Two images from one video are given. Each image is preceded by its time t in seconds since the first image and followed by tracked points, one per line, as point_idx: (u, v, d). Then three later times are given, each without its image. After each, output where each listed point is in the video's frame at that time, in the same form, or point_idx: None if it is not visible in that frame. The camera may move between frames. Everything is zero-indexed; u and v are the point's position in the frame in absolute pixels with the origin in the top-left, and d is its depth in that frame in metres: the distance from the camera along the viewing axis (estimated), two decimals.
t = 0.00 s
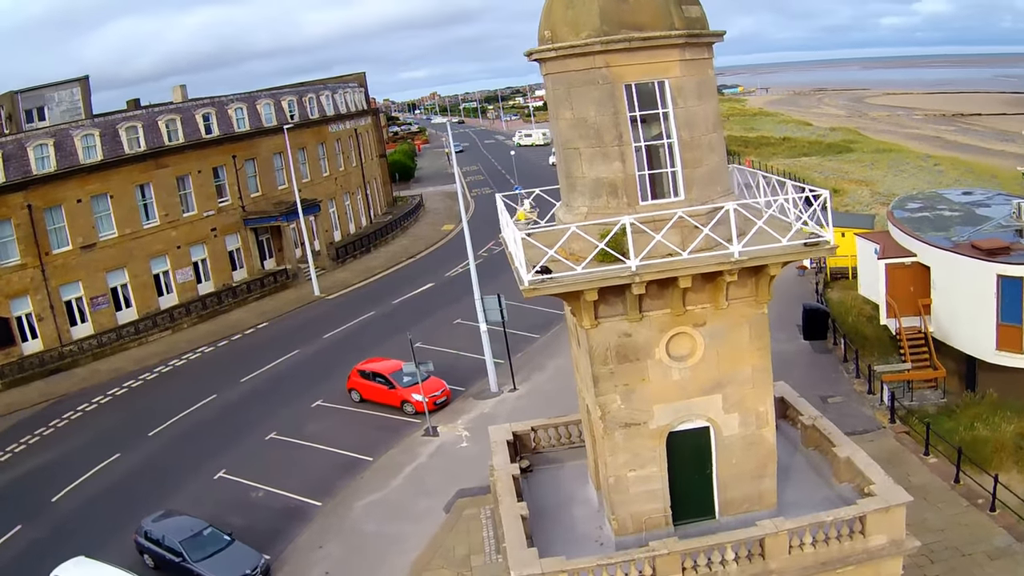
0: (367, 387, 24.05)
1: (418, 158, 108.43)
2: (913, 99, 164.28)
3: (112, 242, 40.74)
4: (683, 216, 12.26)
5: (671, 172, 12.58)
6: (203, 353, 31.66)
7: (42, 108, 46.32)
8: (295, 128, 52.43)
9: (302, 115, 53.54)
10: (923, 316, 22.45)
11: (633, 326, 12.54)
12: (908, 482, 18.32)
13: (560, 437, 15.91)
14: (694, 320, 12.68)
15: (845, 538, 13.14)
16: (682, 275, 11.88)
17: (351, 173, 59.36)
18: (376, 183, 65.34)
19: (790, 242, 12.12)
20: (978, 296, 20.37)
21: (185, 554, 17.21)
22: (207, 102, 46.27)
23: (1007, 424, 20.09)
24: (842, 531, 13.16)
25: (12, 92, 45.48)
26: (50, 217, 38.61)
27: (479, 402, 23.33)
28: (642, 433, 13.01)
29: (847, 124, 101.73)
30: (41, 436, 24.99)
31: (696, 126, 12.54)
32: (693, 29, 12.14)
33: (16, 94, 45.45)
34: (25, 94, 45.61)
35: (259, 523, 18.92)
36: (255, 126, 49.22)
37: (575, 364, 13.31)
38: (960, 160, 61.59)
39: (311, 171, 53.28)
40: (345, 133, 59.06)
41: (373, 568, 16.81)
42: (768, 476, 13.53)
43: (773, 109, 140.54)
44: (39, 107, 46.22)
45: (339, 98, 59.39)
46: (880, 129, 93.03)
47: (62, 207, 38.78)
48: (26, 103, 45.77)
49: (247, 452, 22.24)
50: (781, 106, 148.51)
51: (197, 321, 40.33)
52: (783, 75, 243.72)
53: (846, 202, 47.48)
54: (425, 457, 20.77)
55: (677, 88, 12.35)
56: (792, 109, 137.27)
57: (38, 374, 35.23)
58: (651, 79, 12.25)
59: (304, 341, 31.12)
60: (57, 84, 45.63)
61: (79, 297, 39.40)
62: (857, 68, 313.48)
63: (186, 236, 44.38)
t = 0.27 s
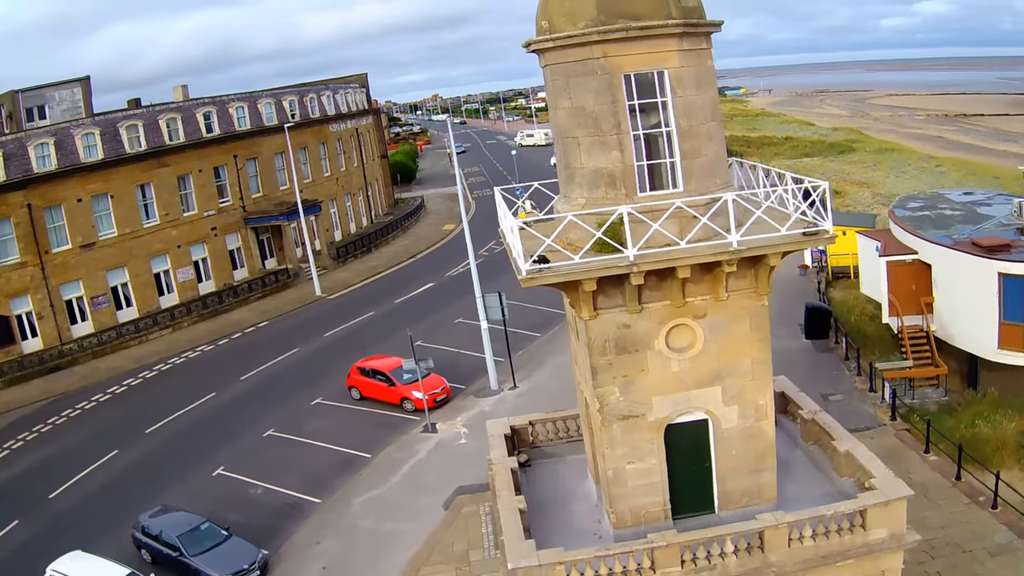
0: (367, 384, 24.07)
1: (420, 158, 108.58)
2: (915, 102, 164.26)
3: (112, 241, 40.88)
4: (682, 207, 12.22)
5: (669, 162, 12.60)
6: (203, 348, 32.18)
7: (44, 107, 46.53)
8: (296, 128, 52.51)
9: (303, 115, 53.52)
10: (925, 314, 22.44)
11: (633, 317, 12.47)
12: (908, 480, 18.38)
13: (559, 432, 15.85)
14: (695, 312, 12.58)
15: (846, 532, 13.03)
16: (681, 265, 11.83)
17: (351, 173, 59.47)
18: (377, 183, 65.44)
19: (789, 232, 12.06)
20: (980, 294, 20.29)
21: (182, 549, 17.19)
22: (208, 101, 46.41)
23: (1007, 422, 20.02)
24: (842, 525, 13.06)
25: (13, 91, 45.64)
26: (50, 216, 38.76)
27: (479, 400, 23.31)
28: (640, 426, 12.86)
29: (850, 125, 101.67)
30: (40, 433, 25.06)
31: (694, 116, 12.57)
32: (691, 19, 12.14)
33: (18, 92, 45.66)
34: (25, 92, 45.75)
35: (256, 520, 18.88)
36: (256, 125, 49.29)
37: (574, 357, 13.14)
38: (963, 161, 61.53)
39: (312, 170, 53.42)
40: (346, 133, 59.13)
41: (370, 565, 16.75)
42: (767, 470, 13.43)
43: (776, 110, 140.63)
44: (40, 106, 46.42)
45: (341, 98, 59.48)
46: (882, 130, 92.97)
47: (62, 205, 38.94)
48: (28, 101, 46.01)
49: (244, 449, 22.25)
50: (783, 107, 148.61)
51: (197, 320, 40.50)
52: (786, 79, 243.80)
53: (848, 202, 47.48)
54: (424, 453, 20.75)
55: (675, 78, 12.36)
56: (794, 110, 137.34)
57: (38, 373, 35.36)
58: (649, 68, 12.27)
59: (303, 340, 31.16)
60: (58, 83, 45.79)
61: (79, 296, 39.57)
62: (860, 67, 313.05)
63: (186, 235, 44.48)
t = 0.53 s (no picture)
0: (365, 381, 24.10)
1: (422, 159, 108.80)
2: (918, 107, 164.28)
3: (113, 239, 40.98)
4: (680, 195, 12.15)
5: (668, 153, 12.57)
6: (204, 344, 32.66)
7: (46, 105, 46.76)
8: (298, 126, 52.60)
9: (305, 113, 53.55)
10: (925, 313, 22.38)
11: (630, 309, 12.37)
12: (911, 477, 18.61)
13: (558, 427, 15.74)
14: (693, 303, 12.48)
15: (845, 526, 12.93)
16: (679, 255, 11.73)
17: (352, 172, 59.57)
18: (379, 182, 65.50)
19: (788, 222, 11.98)
20: (980, 291, 20.35)
21: (179, 545, 17.11)
22: (209, 99, 46.59)
23: (1008, 420, 20.12)
24: (841, 518, 12.96)
25: (15, 88, 45.88)
26: (51, 213, 38.86)
27: (478, 398, 23.31)
28: (638, 419, 12.76)
29: (852, 127, 101.63)
30: (39, 430, 25.10)
31: (694, 107, 12.53)
32: (691, 9, 12.11)
33: (20, 90, 45.90)
34: (27, 90, 46.08)
35: (254, 516, 18.82)
36: (258, 124, 49.36)
37: (572, 349, 13.04)
38: (965, 163, 61.45)
39: (314, 169, 53.59)
40: (348, 132, 59.21)
41: (367, 562, 16.65)
42: (767, 464, 13.30)
43: (778, 112, 140.71)
44: (42, 104, 46.67)
45: (342, 97, 59.54)
46: (884, 132, 92.93)
47: (63, 202, 39.07)
48: (29, 99, 46.25)
49: (243, 445, 22.25)
50: (785, 109, 148.70)
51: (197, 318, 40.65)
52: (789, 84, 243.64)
53: (850, 203, 47.44)
54: (422, 451, 20.74)
55: (675, 68, 12.33)
56: (796, 112, 137.41)
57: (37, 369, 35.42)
58: (649, 58, 12.24)
59: (303, 338, 31.19)
60: (60, 80, 46.02)
61: (78, 293, 39.70)
62: (862, 72, 313.39)
63: (187, 233, 44.54)
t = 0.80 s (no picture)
0: (364, 377, 24.29)
1: (421, 159, 109.01)
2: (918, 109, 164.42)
3: (112, 236, 41.09)
4: (677, 186, 12.14)
5: (665, 145, 12.57)
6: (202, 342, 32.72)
7: (45, 102, 46.90)
8: (297, 124, 52.70)
9: (304, 112, 53.68)
10: (924, 311, 22.46)
11: (628, 300, 12.34)
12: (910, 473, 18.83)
13: (555, 422, 15.70)
14: (691, 295, 12.45)
15: (844, 518, 12.88)
16: (677, 245, 11.71)
17: (352, 171, 59.68)
18: (378, 180, 65.57)
19: (786, 213, 11.95)
20: (980, 288, 20.34)
21: (176, 540, 17.12)
22: (209, 97, 46.62)
23: (1008, 418, 20.28)
24: (841, 511, 12.92)
25: (15, 85, 45.97)
26: (50, 210, 39.04)
27: (477, 395, 23.40)
28: (635, 410, 12.72)
29: (852, 127, 101.68)
30: (37, 428, 25.25)
31: (692, 98, 12.54)
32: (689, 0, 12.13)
33: (19, 87, 46.02)
34: (27, 87, 46.19)
35: (252, 512, 18.84)
36: (257, 122, 49.41)
37: (569, 342, 13.01)
38: (964, 163, 61.51)
39: (313, 167, 53.74)
40: (347, 130, 59.29)
41: (365, 558, 16.63)
42: (765, 456, 13.26)
43: (778, 112, 140.83)
44: (42, 101, 46.78)
45: (342, 96, 59.60)
46: (884, 133, 92.98)
47: (62, 199, 39.22)
48: (29, 96, 46.37)
49: (241, 442, 22.36)
50: (785, 110, 148.84)
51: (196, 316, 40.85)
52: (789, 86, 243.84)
53: (849, 203, 47.54)
54: (421, 447, 20.79)
55: (673, 60, 12.34)
56: (796, 113, 137.54)
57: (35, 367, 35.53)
58: (646, 50, 12.25)
59: (301, 337, 31.25)
60: (59, 78, 46.14)
61: (78, 290, 39.89)
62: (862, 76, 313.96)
63: (186, 230, 44.61)
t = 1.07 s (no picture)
0: (362, 373, 24.37)
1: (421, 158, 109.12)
2: (918, 112, 164.55)
3: (112, 232, 41.26)
4: (675, 174, 12.13)
5: (663, 135, 12.57)
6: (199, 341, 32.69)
7: (44, 100, 47.02)
8: (296, 122, 52.81)
9: (304, 110, 53.81)
10: (925, 308, 22.59)
11: (626, 289, 12.31)
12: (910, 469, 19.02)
13: (553, 413, 15.65)
14: (689, 284, 12.42)
15: (843, 510, 12.81)
16: (674, 234, 11.68)
17: (351, 169, 59.79)
18: (377, 179, 65.62)
19: (783, 202, 11.90)
20: (980, 285, 20.35)
21: (173, 534, 17.07)
22: (208, 94, 46.71)
23: (1008, 414, 20.26)
24: (839, 503, 12.84)
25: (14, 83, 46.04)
26: (49, 208, 39.04)
27: (475, 391, 23.51)
28: (633, 401, 12.66)
29: (853, 128, 101.73)
30: (34, 423, 25.33)
31: (690, 88, 12.54)
32: None
33: (19, 85, 46.15)
34: (26, 85, 46.26)
35: (249, 508, 18.84)
36: (256, 119, 49.52)
37: (567, 332, 12.98)
38: (965, 164, 61.54)
39: (312, 165, 53.87)
40: (347, 128, 59.37)
41: (362, 553, 16.59)
42: (764, 448, 13.18)
43: (779, 114, 140.91)
44: (41, 99, 46.89)
45: (342, 93, 59.65)
46: (884, 134, 93.01)
47: (61, 196, 39.26)
48: (28, 94, 46.47)
49: (239, 438, 22.39)
50: (786, 112, 149.00)
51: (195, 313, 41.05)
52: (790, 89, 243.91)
53: (848, 202, 47.61)
54: (418, 442, 20.83)
55: (671, 50, 12.33)
56: (796, 114, 137.64)
57: (33, 363, 35.60)
58: (644, 40, 12.24)
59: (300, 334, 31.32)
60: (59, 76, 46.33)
61: (77, 287, 39.91)
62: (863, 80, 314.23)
63: (185, 228, 44.77)
